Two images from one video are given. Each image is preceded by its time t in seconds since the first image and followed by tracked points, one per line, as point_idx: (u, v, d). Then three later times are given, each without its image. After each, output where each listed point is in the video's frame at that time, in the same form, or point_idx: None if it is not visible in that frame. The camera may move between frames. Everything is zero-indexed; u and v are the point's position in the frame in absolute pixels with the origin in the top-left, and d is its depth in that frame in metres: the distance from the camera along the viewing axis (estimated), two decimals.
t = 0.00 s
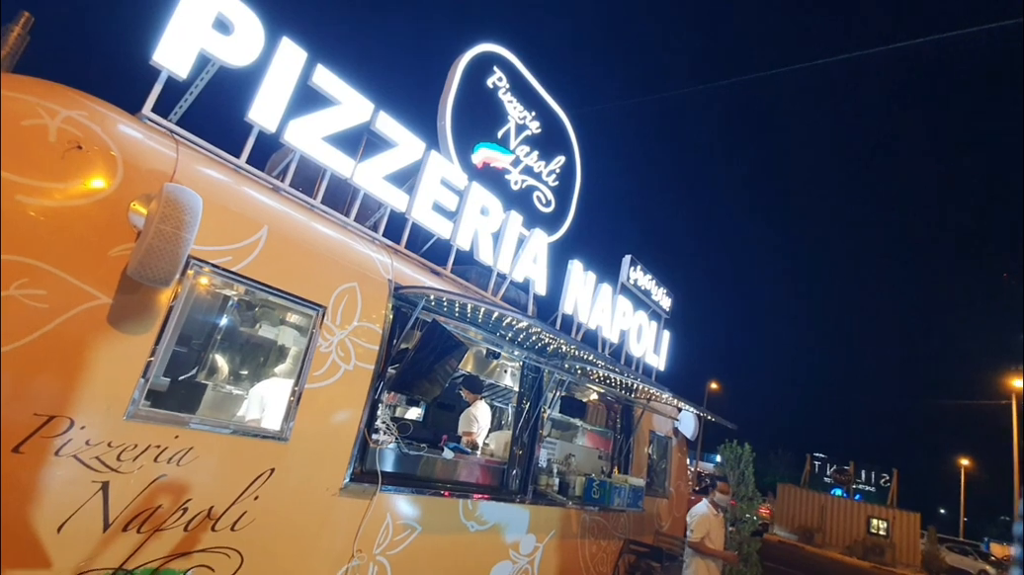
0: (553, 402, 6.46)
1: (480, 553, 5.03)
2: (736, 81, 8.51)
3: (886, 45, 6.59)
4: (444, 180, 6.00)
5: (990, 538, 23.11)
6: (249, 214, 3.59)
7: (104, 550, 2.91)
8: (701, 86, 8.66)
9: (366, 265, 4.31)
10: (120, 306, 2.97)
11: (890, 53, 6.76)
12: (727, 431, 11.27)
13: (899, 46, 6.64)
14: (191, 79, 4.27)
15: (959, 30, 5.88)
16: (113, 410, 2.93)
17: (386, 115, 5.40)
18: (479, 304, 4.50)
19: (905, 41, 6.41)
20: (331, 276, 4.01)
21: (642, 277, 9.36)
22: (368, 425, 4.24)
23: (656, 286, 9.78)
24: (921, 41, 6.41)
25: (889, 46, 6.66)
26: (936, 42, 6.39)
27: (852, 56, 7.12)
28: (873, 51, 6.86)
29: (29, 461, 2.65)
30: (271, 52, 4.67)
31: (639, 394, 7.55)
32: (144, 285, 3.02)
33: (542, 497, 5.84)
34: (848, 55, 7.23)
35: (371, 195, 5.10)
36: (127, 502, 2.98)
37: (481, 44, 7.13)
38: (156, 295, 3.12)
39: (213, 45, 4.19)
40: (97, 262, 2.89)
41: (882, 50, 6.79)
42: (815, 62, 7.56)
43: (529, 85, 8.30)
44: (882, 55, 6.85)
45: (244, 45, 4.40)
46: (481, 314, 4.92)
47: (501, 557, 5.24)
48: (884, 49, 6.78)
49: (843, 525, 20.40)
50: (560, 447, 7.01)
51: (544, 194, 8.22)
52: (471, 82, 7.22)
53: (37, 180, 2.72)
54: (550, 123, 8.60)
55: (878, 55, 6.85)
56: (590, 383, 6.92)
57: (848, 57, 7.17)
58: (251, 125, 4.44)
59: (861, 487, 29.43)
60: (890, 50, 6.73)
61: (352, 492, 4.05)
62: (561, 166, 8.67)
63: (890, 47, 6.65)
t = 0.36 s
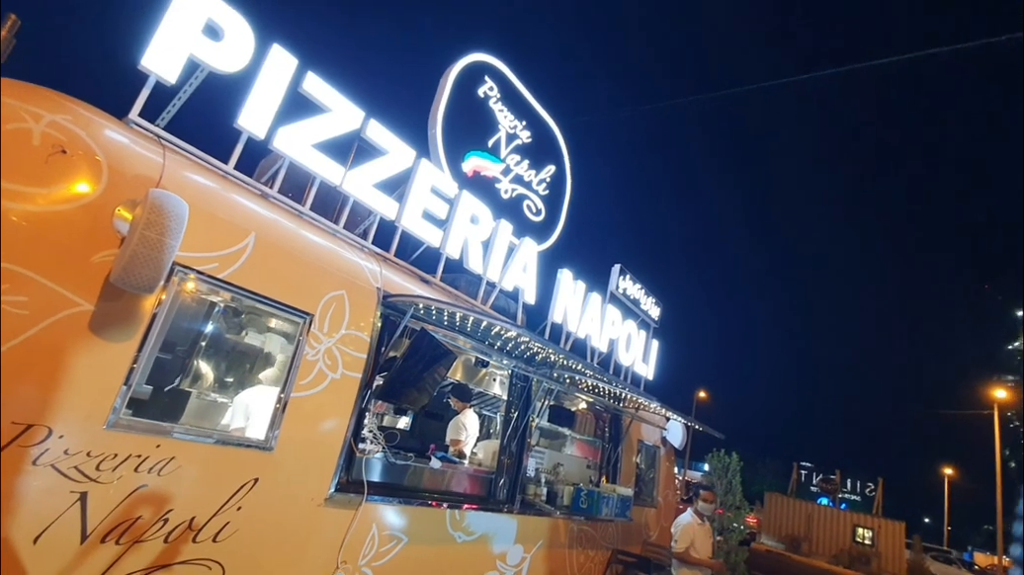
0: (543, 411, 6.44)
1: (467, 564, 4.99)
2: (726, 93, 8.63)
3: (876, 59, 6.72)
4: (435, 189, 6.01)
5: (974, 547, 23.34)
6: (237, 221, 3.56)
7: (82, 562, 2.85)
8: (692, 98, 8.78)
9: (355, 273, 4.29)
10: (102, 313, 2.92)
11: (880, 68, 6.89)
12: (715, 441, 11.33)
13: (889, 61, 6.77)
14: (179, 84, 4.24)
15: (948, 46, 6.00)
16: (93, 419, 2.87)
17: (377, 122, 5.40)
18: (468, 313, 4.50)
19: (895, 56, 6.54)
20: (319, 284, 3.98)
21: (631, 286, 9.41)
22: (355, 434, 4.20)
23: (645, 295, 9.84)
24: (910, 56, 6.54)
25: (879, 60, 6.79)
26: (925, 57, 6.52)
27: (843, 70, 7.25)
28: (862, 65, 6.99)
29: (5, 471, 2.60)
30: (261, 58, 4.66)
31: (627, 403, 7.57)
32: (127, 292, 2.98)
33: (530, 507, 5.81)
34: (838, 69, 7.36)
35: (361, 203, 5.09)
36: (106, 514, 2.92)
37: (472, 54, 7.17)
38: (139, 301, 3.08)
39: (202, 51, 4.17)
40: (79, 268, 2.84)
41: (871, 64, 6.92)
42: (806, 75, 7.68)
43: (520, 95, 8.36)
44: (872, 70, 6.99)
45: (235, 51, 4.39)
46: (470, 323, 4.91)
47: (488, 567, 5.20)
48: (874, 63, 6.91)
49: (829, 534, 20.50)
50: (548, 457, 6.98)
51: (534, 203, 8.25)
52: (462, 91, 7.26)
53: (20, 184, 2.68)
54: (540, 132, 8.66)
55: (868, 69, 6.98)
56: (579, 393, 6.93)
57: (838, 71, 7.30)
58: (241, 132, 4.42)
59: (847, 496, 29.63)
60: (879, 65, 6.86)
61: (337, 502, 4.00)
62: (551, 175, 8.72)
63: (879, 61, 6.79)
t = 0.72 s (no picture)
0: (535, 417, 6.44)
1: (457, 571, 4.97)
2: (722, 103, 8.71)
3: (872, 71, 6.77)
4: (430, 194, 6.02)
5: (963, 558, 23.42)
6: (231, 223, 3.55)
7: (67, 567, 2.82)
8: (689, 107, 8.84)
9: (349, 277, 4.28)
10: (94, 316, 2.90)
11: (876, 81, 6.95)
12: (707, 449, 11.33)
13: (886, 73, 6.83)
14: (176, 86, 4.24)
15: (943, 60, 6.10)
16: (81, 421, 2.84)
17: (374, 127, 5.41)
18: (462, 319, 4.50)
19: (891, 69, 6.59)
20: (313, 288, 3.97)
21: (625, 294, 9.44)
22: (346, 439, 4.18)
23: (639, 303, 9.87)
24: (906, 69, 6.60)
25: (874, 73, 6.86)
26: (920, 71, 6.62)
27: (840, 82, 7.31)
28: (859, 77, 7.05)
29: None
30: (258, 62, 4.67)
31: (620, 411, 7.58)
32: (118, 293, 2.96)
33: (521, 514, 5.79)
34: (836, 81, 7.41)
35: (356, 207, 5.09)
36: (93, 517, 2.89)
37: (470, 61, 7.20)
38: (131, 303, 3.06)
39: (200, 54, 4.17)
40: (71, 270, 2.82)
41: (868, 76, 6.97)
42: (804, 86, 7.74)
43: (516, 102, 8.40)
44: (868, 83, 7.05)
45: (232, 54, 4.40)
46: (464, 329, 4.91)
47: None
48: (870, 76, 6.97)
49: (820, 544, 20.49)
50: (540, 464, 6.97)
51: (530, 210, 8.27)
52: (459, 97, 7.29)
53: (13, 184, 2.66)
54: (536, 139, 8.70)
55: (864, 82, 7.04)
56: (572, 400, 6.95)
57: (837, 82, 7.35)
58: (237, 134, 4.42)
59: (837, 505, 29.75)
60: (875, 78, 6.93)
61: (327, 508, 3.98)
62: (547, 182, 8.75)
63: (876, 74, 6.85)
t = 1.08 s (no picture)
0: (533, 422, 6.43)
1: None
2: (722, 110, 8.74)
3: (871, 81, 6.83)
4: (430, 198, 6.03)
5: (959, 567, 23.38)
6: (231, 225, 3.55)
7: (61, 568, 2.80)
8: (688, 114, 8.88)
9: (348, 280, 4.28)
10: (92, 316, 2.90)
11: (876, 90, 7.00)
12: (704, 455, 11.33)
13: (884, 83, 6.88)
14: (178, 88, 4.25)
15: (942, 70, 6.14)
16: (78, 421, 2.84)
17: (374, 131, 5.42)
18: (460, 323, 4.50)
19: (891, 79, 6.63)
20: (312, 290, 3.98)
21: (623, 299, 9.45)
22: (343, 442, 4.17)
23: (637, 308, 9.88)
24: (905, 79, 6.65)
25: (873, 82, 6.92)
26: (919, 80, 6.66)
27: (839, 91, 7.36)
28: (859, 86, 7.09)
29: None
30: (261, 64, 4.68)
31: (617, 416, 7.58)
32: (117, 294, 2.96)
33: (517, 519, 5.78)
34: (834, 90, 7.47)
35: (356, 210, 5.10)
36: (88, 518, 2.88)
37: (472, 66, 7.23)
38: (129, 304, 3.06)
39: (202, 56, 4.18)
40: (70, 270, 2.82)
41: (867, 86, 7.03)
42: (804, 95, 7.79)
43: (517, 107, 8.43)
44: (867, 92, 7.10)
45: (235, 56, 4.41)
46: (462, 333, 4.91)
47: None
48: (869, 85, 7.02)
49: (816, 552, 20.43)
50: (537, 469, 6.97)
51: (529, 214, 8.29)
52: (460, 102, 7.32)
53: (14, 183, 2.65)
54: (537, 144, 8.73)
55: (863, 91, 7.09)
56: (569, 405, 6.95)
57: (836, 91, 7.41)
58: (238, 137, 4.43)
59: (833, 512, 29.69)
60: (875, 87, 6.97)
61: (323, 511, 3.97)
62: (546, 187, 8.77)
63: (876, 83, 6.89)
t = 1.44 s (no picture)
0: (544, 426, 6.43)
1: None
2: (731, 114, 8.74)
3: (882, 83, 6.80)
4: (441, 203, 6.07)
5: None
6: (247, 231, 3.61)
7: (80, 568, 2.85)
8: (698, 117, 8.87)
9: (362, 285, 4.33)
10: (112, 321, 2.95)
11: (888, 92, 6.97)
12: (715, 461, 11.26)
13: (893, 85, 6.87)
14: (195, 96, 4.32)
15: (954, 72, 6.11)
16: (98, 424, 2.89)
17: (387, 136, 5.47)
18: (472, 328, 4.52)
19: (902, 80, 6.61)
20: (326, 295, 4.02)
21: (635, 303, 9.43)
22: (356, 445, 4.20)
23: (648, 312, 9.85)
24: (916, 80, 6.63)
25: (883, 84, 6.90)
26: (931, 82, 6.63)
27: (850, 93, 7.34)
28: (870, 88, 7.07)
29: (12, 475, 2.62)
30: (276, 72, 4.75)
31: (628, 421, 7.55)
32: (135, 299, 3.02)
33: (529, 523, 5.78)
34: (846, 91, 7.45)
35: (368, 215, 5.15)
36: (108, 520, 2.93)
37: (483, 71, 7.28)
38: (148, 308, 3.11)
39: (219, 65, 4.26)
40: (91, 275, 2.88)
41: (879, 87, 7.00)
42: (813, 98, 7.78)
43: (528, 111, 8.46)
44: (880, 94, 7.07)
45: (250, 65, 4.49)
46: (474, 337, 4.93)
47: None
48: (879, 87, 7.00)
49: (832, 559, 20.12)
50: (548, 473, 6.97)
51: (539, 218, 8.31)
52: (471, 107, 7.37)
53: (36, 191, 2.72)
54: (547, 148, 8.75)
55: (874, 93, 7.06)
56: (580, 409, 6.94)
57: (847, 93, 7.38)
58: (253, 144, 4.50)
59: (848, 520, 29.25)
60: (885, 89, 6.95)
61: (336, 514, 4.00)
62: (557, 191, 8.78)
63: (888, 85, 6.87)
